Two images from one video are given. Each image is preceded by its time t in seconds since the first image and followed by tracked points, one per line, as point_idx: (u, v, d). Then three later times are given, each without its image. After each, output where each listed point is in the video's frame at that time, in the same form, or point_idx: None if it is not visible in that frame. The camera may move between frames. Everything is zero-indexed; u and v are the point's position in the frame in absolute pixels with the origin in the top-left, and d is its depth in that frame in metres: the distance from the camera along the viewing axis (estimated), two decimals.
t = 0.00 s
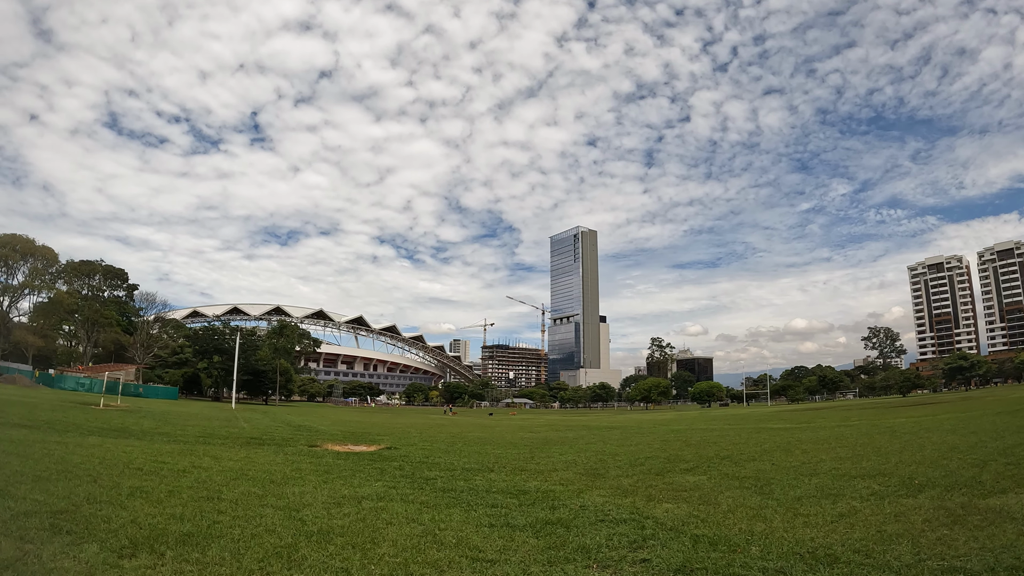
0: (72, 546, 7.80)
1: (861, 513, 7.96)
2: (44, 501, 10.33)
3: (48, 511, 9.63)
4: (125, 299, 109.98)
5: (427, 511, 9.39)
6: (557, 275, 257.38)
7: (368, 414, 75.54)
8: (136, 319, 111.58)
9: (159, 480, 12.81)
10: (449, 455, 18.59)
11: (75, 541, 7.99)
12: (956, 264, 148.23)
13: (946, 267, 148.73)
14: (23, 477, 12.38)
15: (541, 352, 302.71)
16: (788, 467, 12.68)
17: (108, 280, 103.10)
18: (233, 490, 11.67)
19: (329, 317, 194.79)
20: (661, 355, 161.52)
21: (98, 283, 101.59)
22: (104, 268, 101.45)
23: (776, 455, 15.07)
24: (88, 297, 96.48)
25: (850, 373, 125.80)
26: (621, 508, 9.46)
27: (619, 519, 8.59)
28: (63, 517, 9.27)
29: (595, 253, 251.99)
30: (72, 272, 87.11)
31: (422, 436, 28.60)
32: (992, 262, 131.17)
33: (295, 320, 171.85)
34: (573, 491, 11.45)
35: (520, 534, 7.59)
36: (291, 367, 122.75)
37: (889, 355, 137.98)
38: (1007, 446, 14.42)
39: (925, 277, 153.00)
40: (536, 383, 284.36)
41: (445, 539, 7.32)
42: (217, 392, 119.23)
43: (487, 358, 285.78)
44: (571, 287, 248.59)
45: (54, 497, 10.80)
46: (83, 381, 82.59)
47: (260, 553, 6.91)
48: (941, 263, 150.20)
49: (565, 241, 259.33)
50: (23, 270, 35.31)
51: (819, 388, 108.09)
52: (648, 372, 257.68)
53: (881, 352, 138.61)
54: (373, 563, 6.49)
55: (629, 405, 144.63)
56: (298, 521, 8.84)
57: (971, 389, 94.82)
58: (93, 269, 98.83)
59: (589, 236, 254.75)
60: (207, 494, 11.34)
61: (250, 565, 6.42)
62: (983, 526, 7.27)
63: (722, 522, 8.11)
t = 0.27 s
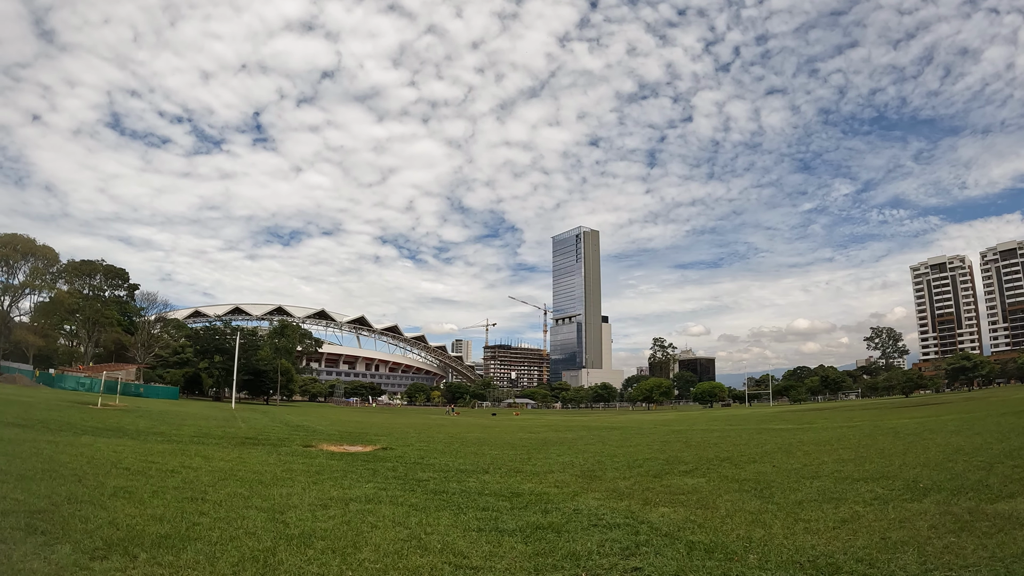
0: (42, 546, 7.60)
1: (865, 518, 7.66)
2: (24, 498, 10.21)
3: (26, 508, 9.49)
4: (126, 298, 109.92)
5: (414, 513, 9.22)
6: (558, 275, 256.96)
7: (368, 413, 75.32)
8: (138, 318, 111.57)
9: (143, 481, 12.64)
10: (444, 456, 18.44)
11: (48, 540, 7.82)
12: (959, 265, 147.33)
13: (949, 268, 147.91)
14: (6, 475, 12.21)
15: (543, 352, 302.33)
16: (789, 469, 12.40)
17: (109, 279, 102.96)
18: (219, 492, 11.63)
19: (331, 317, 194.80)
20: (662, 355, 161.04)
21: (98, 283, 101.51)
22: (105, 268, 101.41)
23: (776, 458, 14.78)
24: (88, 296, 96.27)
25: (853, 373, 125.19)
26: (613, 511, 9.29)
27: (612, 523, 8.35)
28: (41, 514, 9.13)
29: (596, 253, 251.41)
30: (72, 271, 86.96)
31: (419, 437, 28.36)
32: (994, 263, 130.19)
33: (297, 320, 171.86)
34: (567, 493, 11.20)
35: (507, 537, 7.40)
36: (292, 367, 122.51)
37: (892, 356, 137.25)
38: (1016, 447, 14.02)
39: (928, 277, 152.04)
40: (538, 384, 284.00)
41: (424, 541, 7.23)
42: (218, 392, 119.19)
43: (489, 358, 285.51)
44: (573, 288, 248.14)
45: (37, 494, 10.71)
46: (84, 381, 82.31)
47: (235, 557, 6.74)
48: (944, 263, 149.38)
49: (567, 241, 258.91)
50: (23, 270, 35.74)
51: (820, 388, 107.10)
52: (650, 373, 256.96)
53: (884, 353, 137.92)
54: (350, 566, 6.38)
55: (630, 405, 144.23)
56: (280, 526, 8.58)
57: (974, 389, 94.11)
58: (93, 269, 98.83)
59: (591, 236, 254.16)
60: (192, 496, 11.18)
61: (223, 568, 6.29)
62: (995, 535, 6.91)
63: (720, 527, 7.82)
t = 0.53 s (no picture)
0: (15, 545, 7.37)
1: (871, 522, 7.32)
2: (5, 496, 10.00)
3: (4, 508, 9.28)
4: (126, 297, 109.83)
5: (400, 515, 9.03)
6: (560, 274, 256.62)
7: (368, 413, 75.01)
8: (138, 318, 111.45)
9: (129, 483, 12.43)
10: (440, 455, 18.22)
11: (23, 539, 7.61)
12: (962, 264, 146.77)
13: (951, 267, 147.39)
14: None
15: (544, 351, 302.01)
16: (790, 469, 12.07)
17: (109, 279, 102.83)
18: (204, 492, 11.58)
19: (332, 316, 194.68)
20: (664, 354, 160.74)
21: (99, 282, 101.43)
22: (105, 267, 101.25)
23: (777, 458, 14.47)
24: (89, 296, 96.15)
25: (854, 373, 124.73)
26: (605, 512, 9.06)
27: (607, 526, 8.05)
28: (18, 514, 8.91)
29: (598, 252, 250.93)
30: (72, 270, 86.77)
31: (417, 436, 28.10)
32: (997, 262, 129.58)
33: (298, 320, 171.73)
34: (561, 494, 10.93)
35: (495, 540, 7.17)
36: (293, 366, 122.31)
37: (894, 355, 136.83)
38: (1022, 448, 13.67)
39: (930, 277, 151.56)
40: (540, 383, 283.77)
41: (405, 543, 7.09)
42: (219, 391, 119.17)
43: (490, 357, 285.35)
44: (574, 287, 247.75)
45: (20, 492, 10.52)
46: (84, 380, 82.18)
47: (209, 562, 6.48)
48: (946, 262, 148.80)
49: (568, 241, 258.55)
50: (26, 269, 31.94)
51: (823, 387, 105.84)
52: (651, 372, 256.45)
53: (886, 352, 137.48)
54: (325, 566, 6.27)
55: (631, 404, 143.92)
56: (262, 530, 8.33)
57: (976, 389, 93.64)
58: (93, 268, 98.71)
59: (592, 236, 253.73)
60: (177, 498, 10.95)
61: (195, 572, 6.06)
62: (1006, 540, 6.58)
63: (719, 531, 7.51)
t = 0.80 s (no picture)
0: None
1: (875, 528, 7.07)
2: None
3: None
4: (126, 297, 109.80)
5: (385, 518, 8.94)
6: (561, 274, 256.34)
7: (367, 413, 74.73)
8: (138, 317, 111.41)
9: (115, 484, 12.20)
10: (435, 455, 17.99)
11: None
12: (963, 263, 146.31)
13: (952, 266, 146.94)
14: None
15: (545, 351, 301.74)
16: (790, 471, 11.78)
17: (109, 278, 102.88)
18: (188, 494, 11.64)
19: (332, 316, 194.59)
20: (665, 354, 160.43)
21: (99, 282, 101.45)
22: (105, 267, 101.25)
23: (778, 459, 14.14)
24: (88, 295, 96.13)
25: (855, 372, 124.33)
26: (598, 516, 8.83)
27: (600, 530, 7.80)
28: None
29: (598, 252, 250.58)
30: (72, 269, 86.71)
31: (415, 436, 27.81)
32: (998, 262, 128.99)
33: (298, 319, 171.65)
34: (554, 496, 10.66)
35: (482, 545, 6.99)
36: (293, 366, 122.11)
37: (895, 354, 136.38)
38: None
39: (931, 276, 151.02)
40: (541, 382, 283.45)
41: (383, 546, 7.09)
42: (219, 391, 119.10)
43: (491, 357, 285.09)
44: (575, 286, 247.41)
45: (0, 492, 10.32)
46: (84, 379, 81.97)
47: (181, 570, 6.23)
48: (947, 262, 148.32)
49: (569, 240, 258.26)
50: (25, 268, 31.77)
51: (823, 387, 105.71)
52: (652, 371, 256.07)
53: (887, 352, 137.03)
54: (300, 569, 6.25)
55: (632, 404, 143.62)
56: (241, 539, 8.03)
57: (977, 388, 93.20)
58: (93, 268, 98.70)
59: (593, 235, 253.35)
60: (161, 502, 10.73)
61: None
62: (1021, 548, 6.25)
63: (716, 537, 7.21)
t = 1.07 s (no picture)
0: None
1: (878, 533, 6.79)
2: None
3: None
4: (125, 295, 109.44)
5: (370, 521, 8.79)
6: (561, 273, 255.90)
7: (366, 411, 74.26)
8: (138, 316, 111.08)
9: (98, 484, 12.00)
10: (428, 455, 17.74)
11: None
12: (963, 263, 145.82)
13: (953, 266, 146.50)
14: None
15: (546, 350, 301.26)
16: (790, 472, 11.47)
17: (108, 276, 102.69)
18: (172, 496, 11.62)
19: (332, 315, 194.22)
20: (665, 353, 160.05)
21: (98, 280, 101.18)
22: (104, 265, 100.96)
23: (778, 459, 13.82)
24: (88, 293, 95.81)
25: (856, 372, 123.81)
26: (590, 518, 8.56)
27: (592, 534, 7.50)
28: None
29: (599, 251, 250.03)
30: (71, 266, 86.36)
31: (411, 436, 27.54)
32: (999, 262, 128.30)
33: (298, 318, 171.25)
34: (545, 497, 10.41)
35: (467, 549, 6.83)
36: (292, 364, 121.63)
37: (895, 354, 135.92)
38: None
39: (932, 275, 150.51)
40: (541, 381, 282.93)
41: (363, 550, 7.04)
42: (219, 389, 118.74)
43: (492, 356, 284.63)
44: (575, 285, 246.95)
45: None
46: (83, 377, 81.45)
47: None
48: (948, 261, 147.81)
49: (569, 239, 257.79)
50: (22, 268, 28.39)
51: (824, 386, 105.51)
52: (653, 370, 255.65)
53: (887, 351, 136.60)
54: (272, 572, 6.19)
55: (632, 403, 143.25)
56: (217, 545, 7.76)
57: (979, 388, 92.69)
58: (92, 266, 98.40)
59: (594, 234, 252.83)
60: (143, 505, 10.52)
61: None
62: None
63: (712, 541, 6.94)
